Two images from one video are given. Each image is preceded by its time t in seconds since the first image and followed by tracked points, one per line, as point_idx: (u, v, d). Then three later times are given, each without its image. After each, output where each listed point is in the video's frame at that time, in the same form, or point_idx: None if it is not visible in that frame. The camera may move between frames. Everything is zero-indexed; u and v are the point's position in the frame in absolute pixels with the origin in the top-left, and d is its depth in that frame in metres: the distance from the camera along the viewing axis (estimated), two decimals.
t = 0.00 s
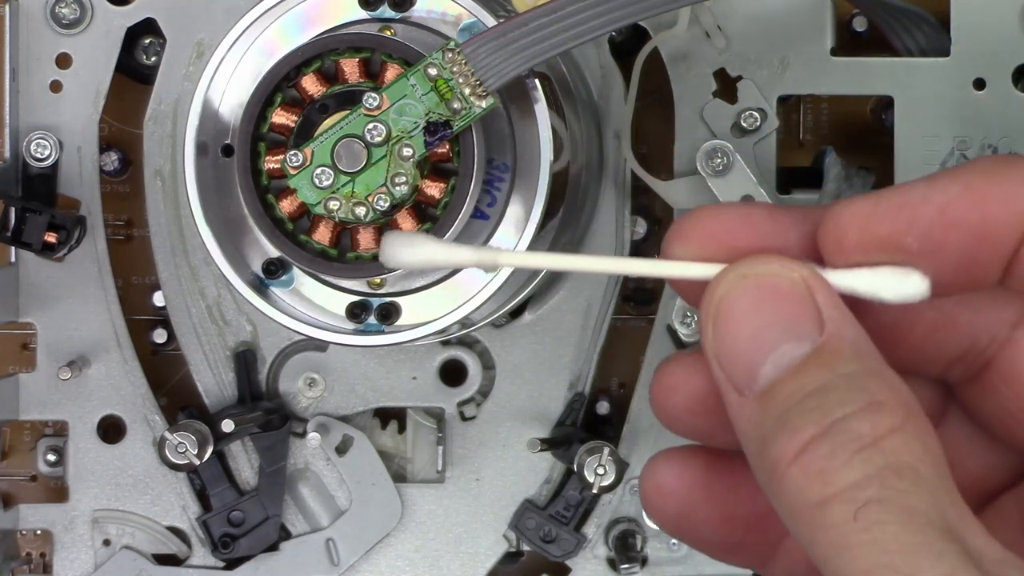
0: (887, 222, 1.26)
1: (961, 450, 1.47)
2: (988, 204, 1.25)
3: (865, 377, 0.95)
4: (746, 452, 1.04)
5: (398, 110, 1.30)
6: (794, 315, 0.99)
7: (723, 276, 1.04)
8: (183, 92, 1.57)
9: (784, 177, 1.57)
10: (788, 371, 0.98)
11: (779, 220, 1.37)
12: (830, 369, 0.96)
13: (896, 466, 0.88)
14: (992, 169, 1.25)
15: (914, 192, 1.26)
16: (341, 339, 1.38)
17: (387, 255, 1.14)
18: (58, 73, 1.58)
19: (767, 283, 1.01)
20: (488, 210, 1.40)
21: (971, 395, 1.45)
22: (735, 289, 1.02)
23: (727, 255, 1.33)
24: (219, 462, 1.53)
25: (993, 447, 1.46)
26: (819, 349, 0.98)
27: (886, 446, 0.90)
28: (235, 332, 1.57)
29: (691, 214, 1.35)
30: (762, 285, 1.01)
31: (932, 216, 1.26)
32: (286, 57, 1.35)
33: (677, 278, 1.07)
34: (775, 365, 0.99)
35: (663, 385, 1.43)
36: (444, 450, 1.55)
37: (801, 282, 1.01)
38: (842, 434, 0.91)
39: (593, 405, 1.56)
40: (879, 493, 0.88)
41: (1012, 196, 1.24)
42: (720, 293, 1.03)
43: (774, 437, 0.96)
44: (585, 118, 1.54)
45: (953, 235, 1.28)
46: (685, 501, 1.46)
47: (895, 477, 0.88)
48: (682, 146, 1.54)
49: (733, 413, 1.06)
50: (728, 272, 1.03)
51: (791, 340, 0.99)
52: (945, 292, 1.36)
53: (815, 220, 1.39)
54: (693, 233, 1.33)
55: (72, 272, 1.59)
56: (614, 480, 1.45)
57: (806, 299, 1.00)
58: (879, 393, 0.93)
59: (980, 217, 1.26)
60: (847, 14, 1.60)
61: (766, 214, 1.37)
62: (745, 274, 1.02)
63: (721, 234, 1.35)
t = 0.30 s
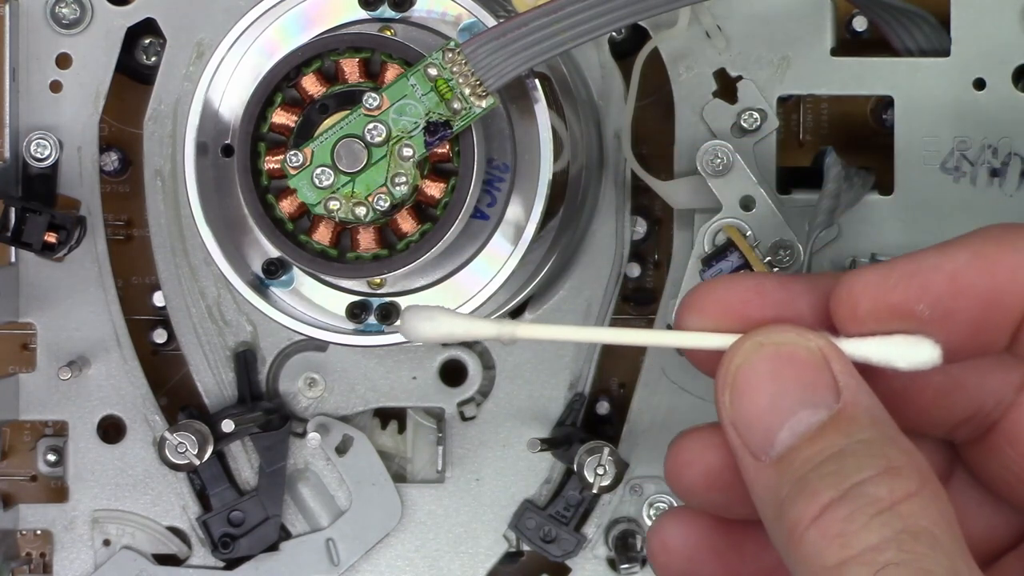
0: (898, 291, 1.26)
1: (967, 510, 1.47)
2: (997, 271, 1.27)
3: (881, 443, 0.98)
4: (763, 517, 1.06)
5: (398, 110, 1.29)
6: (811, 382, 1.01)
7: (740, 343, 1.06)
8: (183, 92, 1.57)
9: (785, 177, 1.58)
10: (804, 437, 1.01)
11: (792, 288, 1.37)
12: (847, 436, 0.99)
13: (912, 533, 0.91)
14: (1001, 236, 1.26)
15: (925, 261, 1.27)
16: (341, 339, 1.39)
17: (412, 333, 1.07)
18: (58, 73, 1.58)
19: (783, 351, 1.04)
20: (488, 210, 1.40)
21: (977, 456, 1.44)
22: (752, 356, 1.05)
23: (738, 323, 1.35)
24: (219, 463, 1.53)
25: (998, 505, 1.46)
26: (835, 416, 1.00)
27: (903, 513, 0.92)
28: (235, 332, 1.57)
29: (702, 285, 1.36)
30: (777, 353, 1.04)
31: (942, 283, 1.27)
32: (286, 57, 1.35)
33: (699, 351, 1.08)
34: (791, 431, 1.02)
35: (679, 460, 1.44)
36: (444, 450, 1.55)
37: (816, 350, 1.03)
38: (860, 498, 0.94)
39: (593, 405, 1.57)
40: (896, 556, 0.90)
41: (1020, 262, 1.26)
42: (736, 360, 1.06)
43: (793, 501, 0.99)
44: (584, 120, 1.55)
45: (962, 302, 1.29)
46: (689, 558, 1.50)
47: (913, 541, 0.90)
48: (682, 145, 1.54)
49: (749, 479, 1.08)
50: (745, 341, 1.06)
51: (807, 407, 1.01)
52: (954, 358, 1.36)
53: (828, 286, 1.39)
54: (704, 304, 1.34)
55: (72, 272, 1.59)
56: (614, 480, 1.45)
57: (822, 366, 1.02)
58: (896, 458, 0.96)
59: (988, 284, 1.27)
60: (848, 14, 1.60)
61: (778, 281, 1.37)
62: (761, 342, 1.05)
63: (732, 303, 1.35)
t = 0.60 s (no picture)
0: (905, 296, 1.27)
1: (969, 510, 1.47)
2: (1001, 273, 1.29)
3: (891, 447, 0.98)
4: (773, 521, 1.06)
5: (398, 110, 1.29)
6: (820, 386, 1.01)
7: (747, 347, 1.05)
8: (183, 92, 1.57)
9: (785, 177, 1.58)
10: (814, 442, 1.01)
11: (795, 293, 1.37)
12: (857, 440, 0.99)
13: (926, 536, 0.91)
14: (1005, 240, 1.28)
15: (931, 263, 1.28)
16: (341, 340, 1.38)
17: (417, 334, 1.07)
18: (58, 73, 1.58)
19: (792, 354, 1.03)
20: (488, 210, 1.40)
21: (979, 461, 1.45)
22: (760, 360, 1.04)
23: (743, 328, 1.34)
24: (219, 463, 1.53)
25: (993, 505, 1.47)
26: (845, 421, 1.00)
27: (915, 516, 0.93)
28: (235, 332, 1.57)
29: (705, 290, 1.36)
30: (786, 357, 1.03)
31: (948, 287, 1.29)
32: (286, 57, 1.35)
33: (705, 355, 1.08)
34: (801, 436, 1.01)
35: (693, 471, 1.43)
36: (444, 450, 1.55)
37: (824, 353, 1.03)
38: (873, 503, 0.94)
39: (593, 405, 1.57)
40: (910, 561, 0.90)
41: None
42: (744, 364, 1.05)
43: (804, 506, 0.98)
44: (584, 120, 1.55)
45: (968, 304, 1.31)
46: (693, 553, 1.52)
47: (926, 545, 0.91)
48: (682, 145, 1.54)
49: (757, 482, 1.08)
50: (752, 344, 1.05)
51: (817, 411, 1.01)
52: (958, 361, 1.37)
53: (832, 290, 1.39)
54: (710, 309, 1.34)
55: (72, 272, 1.59)
56: (614, 480, 1.45)
57: (831, 370, 1.02)
58: (905, 462, 0.96)
59: (992, 287, 1.29)
60: (848, 13, 1.60)
61: (781, 285, 1.37)
62: (769, 347, 1.04)
63: (739, 308, 1.35)
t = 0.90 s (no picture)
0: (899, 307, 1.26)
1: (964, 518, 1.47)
2: (995, 284, 1.27)
3: (890, 460, 0.98)
4: (774, 537, 1.05)
5: (398, 110, 1.30)
6: (817, 399, 1.01)
7: (743, 361, 1.06)
8: (183, 92, 1.57)
9: (785, 177, 1.58)
10: (813, 455, 1.01)
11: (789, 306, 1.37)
12: (856, 454, 0.99)
13: (929, 551, 0.91)
14: (999, 249, 1.26)
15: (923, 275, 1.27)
16: (342, 340, 1.38)
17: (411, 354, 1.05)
18: (58, 73, 1.58)
19: (788, 368, 1.03)
20: (488, 210, 1.40)
21: (971, 465, 1.45)
22: (756, 373, 1.04)
23: (737, 341, 1.34)
24: (219, 463, 1.53)
25: (990, 511, 1.46)
26: (843, 434, 1.00)
27: (915, 532, 0.92)
28: (235, 332, 1.57)
29: (703, 301, 1.37)
30: (783, 371, 1.03)
31: (942, 297, 1.28)
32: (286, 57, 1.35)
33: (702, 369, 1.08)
34: (800, 450, 1.01)
35: (692, 488, 1.42)
36: (444, 449, 1.55)
37: (820, 366, 1.03)
38: (875, 518, 0.94)
39: (593, 405, 1.57)
40: None
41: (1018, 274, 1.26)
42: (740, 377, 1.05)
43: (805, 521, 0.98)
44: (585, 120, 1.54)
45: (963, 314, 1.29)
46: (690, 556, 1.53)
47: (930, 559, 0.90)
48: (682, 145, 1.54)
49: (757, 498, 1.07)
50: (749, 358, 1.06)
51: (815, 425, 1.01)
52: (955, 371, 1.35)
53: (826, 302, 1.39)
54: (704, 321, 1.34)
55: (72, 272, 1.59)
56: (614, 480, 1.45)
57: (827, 383, 1.02)
58: (906, 476, 0.96)
59: (986, 296, 1.28)
60: (847, 14, 1.60)
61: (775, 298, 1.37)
62: (765, 360, 1.05)
63: (733, 321, 1.35)
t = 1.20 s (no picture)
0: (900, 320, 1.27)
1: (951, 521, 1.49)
2: (989, 286, 1.29)
3: (908, 468, 0.99)
4: (790, 550, 1.05)
5: (398, 110, 1.30)
6: (832, 410, 1.02)
7: (755, 375, 1.06)
8: (183, 92, 1.57)
9: (785, 177, 1.58)
10: (830, 465, 1.01)
11: (780, 330, 1.37)
12: (875, 462, 0.99)
13: (954, 556, 0.91)
14: (988, 252, 1.29)
15: (919, 287, 1.28)
16: (342, 339, 1.38)
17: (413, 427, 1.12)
18: (58, 73, 1.58)
19: (803, 380, 1.04)
20: (488, 209, 1.39)
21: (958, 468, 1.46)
22: (769, 386, 1.04)
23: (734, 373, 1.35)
24: (219, 462, 1.53)
25: (984, 507, 1.46)
26: (860, 444, 1.01)
27: (937, 540, 0.92)
28: (235, 332, 1.57)
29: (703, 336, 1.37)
30: (797, 383, 1.04)
31: (941, 305, 1.28)
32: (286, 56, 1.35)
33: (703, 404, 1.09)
34: (816, 460, 1.02)
35: (689, 520, 1.39)
36: (444, 450, 1.55)
37: (833, 379, 1.03)
38: (900, 522, 0.94)
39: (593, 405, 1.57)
40: None
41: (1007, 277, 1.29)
42: (751, 392, 1.05)
43: (826, 529, 0.98)
44: (585, 120, 1.53)
45: (961, 321, 1.31)
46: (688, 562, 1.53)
47: (957, 563, 0.91)
48: (682, 145, 1.54)
49: (770, 511, 1.07)
50: (761, 371, 1.06)
51: (831, 435, 1.02)
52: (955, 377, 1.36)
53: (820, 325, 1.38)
54: (694, 359, 1.34)
55: (72, 272, 1.59)
56: (613, 480, 1.45)
57: (842, 394, 1.03)
58: (927, 483, 0.97)
59: (982, 300, 1.29)
60: (847, 13, 1.60)
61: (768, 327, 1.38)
62: (775, 374, 1.05)
63: (725, 354, 1.35)
